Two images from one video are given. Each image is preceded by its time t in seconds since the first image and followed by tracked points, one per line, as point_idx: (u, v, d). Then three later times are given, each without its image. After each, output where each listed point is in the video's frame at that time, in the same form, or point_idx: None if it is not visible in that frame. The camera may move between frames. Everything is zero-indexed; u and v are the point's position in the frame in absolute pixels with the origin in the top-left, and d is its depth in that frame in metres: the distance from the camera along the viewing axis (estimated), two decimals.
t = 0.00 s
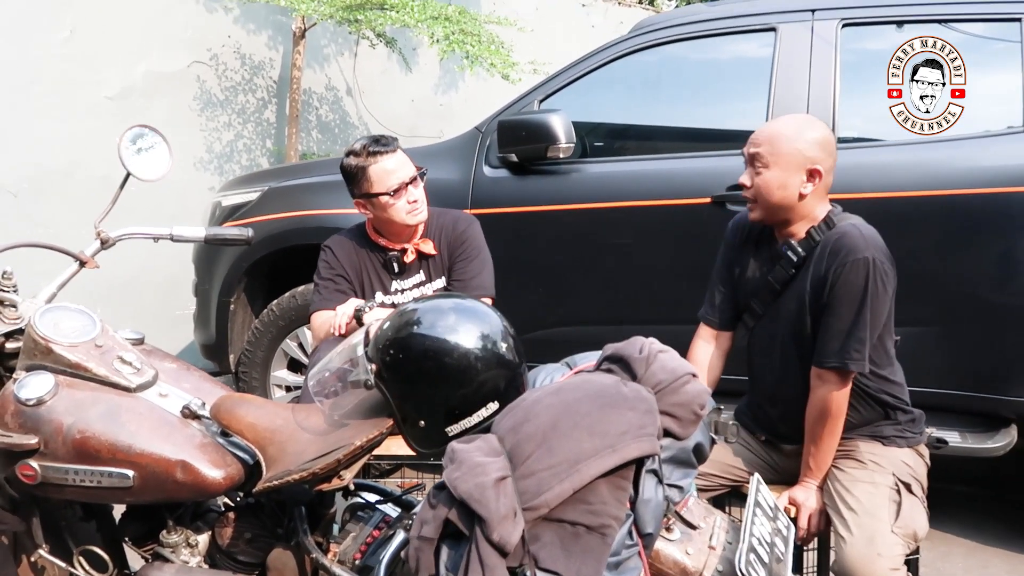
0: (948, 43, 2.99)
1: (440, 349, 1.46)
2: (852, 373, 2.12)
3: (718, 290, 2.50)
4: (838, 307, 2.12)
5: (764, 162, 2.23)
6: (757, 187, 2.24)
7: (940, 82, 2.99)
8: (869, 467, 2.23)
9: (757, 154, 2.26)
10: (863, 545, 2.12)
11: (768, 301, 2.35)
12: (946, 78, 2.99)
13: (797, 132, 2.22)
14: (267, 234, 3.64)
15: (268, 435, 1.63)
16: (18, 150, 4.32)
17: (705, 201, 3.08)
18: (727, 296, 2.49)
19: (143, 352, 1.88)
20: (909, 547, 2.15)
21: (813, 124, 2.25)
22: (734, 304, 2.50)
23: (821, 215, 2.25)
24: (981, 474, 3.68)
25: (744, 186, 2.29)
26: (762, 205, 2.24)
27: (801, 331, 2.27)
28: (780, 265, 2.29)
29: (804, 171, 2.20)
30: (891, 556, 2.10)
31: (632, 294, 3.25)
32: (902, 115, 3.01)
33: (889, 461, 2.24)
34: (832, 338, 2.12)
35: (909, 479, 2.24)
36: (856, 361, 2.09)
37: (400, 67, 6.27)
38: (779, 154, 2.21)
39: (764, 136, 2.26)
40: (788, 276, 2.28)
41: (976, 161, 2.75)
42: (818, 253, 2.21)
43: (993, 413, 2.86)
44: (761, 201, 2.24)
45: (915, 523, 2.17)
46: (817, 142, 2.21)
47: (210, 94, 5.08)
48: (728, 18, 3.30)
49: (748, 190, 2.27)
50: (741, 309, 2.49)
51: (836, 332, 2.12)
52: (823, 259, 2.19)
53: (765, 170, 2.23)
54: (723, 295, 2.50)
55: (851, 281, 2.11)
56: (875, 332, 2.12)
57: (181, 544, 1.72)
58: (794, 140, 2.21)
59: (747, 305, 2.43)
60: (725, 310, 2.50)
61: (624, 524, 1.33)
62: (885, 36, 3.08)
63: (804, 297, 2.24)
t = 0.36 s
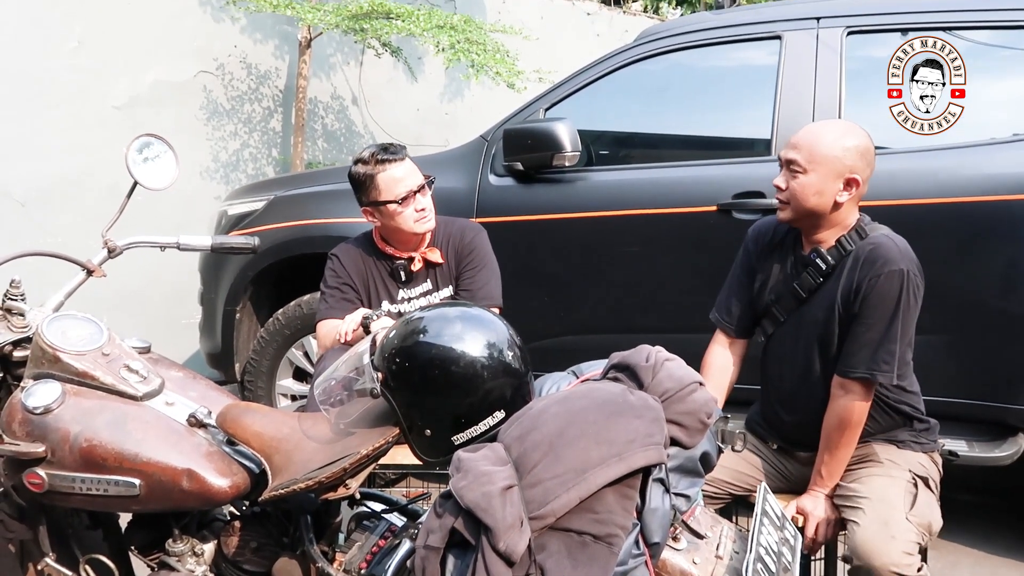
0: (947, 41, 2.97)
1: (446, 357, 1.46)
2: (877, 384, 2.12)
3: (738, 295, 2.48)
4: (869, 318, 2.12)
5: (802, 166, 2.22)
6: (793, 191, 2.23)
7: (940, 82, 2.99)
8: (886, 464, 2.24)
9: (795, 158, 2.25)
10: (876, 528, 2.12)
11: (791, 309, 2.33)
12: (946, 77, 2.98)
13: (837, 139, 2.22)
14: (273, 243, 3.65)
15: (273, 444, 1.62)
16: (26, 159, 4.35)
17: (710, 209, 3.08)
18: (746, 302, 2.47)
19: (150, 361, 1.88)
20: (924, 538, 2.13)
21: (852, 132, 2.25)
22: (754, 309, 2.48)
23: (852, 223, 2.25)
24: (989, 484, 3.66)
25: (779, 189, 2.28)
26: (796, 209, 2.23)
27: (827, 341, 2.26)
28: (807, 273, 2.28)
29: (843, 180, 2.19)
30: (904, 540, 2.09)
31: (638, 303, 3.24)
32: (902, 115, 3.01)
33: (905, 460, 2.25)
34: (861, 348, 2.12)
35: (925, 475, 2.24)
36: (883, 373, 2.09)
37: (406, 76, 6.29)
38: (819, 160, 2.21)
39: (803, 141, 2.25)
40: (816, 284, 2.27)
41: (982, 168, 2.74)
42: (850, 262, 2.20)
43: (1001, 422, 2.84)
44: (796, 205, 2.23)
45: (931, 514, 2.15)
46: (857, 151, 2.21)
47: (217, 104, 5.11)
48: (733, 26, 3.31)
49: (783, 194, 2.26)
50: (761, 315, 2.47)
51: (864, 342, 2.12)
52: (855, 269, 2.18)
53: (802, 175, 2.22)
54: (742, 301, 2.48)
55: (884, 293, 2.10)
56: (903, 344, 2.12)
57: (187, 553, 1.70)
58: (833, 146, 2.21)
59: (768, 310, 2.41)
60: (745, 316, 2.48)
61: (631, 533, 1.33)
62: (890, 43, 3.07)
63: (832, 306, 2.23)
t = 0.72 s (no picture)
0: (947, 41, 2.97)
1: (450, 368, 1.45)
2: (873, 396, 2.11)
3: (736, 311, 2.48)
4: (862, 329, 2.11)
5: (786, 184, 2.22)
6: (779, 209, 2.23)
7: (940, 83, 2.98)
8: (886, 486, 2.21)
9: (778, 176, 2.25)
10: (877, 561, 2.11)
11: (789, 323, 2.33)
12: (945, 78, 2.98)
13: (819, 153, 2.21)
14: (277, 254, 3.66)
15: (277, 455, 1.62)
16: (31, 171, 4.37)
17: (715, 221, 3.08)
18: (745, 318, 2.47)
19: (153, 372, 1.88)
20: (924, 567, 2.12)
21: (835, 144, 2.23)
22: (753, 324, 2.47)
23: (842, 235, 2.24)
24: (998, 497, 3.63)
25: (766, 206, 2.28)
26: (784, 227, 2.24)
27: (823, 354, 2.25)
28: (801, 287, 2.27)
29: (826, 194, 2.19)
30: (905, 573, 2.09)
31: (642, 314, 3.24)
32: (902, 115, 3.02)
33: (906, 481, 2.21)
34: (854, 361, 2.11)
35: (927, 500, 2.20)
36: (877, 384, 2.08)
37: (410, 88, 6.30)
38: (800, 176, 2.20)
39: (786, 157, 2.25)
40: (810, 298, 2.26)
41: (987, 179, 2.74)
42: (842, 274, 2.19)
43: (1008, 434, 2.83)
44: (783, 223, 2.23)
45: (933, 543, 2.14)
46: (839, 163, 2.20)
47: (221, 117, 5.13)
48: (736, 38, 3.32)
49: (770, 212, 2.27)
50: (760, 330, 2.46)
51: (857, 354, 2.11)
52: (846, 280, 2.17)
53: (787, 192, 2.22)
54: (741, 316, 2.48)
55: (874, 303, 2.09)
56: (897, 355, 2.10)
57: (190, 565, 1.70)
58: (815, 161, 2.20)
59: (767, 325, 2.41)
60: (744, 332, 2.48)
61: (637, 545, 1.31)
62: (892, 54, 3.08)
63: (826, 319, 2.22)
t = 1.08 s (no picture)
0: (947, 42, 2.97)
1: (452, 356, 1.45)
2: (867, 381, 2.10)
3: (729, 302, 2.48)
4: (852, 315, 2.10)
5: (770, 175, 2.22)
6: (765, 201, 2.22)
7: (940, 83, 2.98)
8: (886, 471, 2.21)
9: (763, 168, 2.24)
10: (877, 545, 2.09)
11: (781, 312, 2.33)
12: (945, 79, 2.97)
13: (802, 144, 2.20)
14: (280, 245, 3.66)
15: (280, 443, 1.62)
16: (33, 162, 4.37)
17: (717, 210, 3.07)
18: (738, 308, 2.47)
19: (156, 361, 1.88)
20: (926, 550, 2.11)
21: (819, 134, 2.23)
22: (747, 314, 2.47)
23: (830, 223, 2.23)
24: (1001, 485, 3.63)
25: (752, 198, 2.27)
26: (770, 218, 2.23)
27: (815, 341, 2.24)
28: (791, 275, 2.27)
29: (810, 183, 2.18)
30: (905, 556, 2.07)
31: (645, 303, 3.23)
32: (902, 116, 3.01)
33: (906, 467, 2.22)
34: (846, 346, 2.11)
35: (927, 484, 2.21)
36: (870, 368, 2.07)
37: (412, 78, 6.29)
38: (784, 167, 2.20)
39: (769, 149, 2.24)
40: (800, 286, 2.25)
41: (991, 167, 2.72)
42: (830, 261, 2.19)
43: (1012, 422, 2.82)
44: (769, 214, 2.22)
45: (934, 526, 2.13)
46: (822, 152, 2.19)
47: (223, 107, 5.13)
48: (740, 28, 3.30)
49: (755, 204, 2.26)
50: (754, 320, 2.46)
51: (849, 340, 2.11)
52: (835, 267, 2.17)
53: (772, 183, 2.21)
54: (734, 307, 2.48)
55: (864, 288, 2.09)
56: (889, 339, 2.10)
57: (194, 553, 1.71)
58: (798, 152, 2.19)
59: (760, 315, 2.41)
60: (737, 323, 2.48)
61: (639, 532, 1.32)
62: (896, 42, 3.07)
63: (817, 306, 2.22)
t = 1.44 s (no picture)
0: (947, 42, 2.96)
1: (467, 338, 1.46)
2: (882, 361, 2.08)
3: (746, 282, 2.47)
4: (866, 294, 2.08)
5: (796, 149, 2.20)
6: (790, 175, 2.20)
7: (940, 83, 2.95)
8: (901, 455, 2.20)
9: (788, 143, 2.22)
10: (897, 530, 2.08)
11: (797, 292, 2.31)
12: (945, 79, 2.96)
13: (827, 120, 2.20)
14: (295, 228, 3.67)
15: (295, 424, 1.63)
16: (50, 147, 4.40)
17: (733, 192, 3.05)
18: (754, 289, 2.46)
19: (173, 343, 1.90)
20: (945, 534, 2.10)
21: (841, 113, 2.23)
22: (762, 295, 2.46)
23: (849, 202, 2.22)
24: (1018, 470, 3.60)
25: (773, 175, 2.25)
26: (794, 194, 2.20)
27: (830, 321, 2.23)
28: (807, 254, 2.25)
29: (837, 158, 2.17)
30: (927, 541, 2.05)
31: (659, 286, 3.22)
32: (902, 116, 2.95)
33: (921, 450, 2.21)
34: (860, 326, 2.09)
35: (942, 467, 2.20)
36: (885, 348, 2.05)
37: (426, 61, 6.27)
38: (812, 141, 2.18)
39: (794, 125, 2.23)
40: (816, 265, 2.24)
41: (1012, 149, 2.68)
42: (846, 240, 2.17)
43: None
44: (794, 189, 2.20)
45: (951, 510, 2.12)
46: (847, 129, 2.19)
47: (238, 91, 5.13)
48: (756, 9, 3.26)
49: (779, 180, 2.23)
50: (769, 300, 2.45)
51: (864, 319, 2.09)
52: (850, 247, 2.15)
53: (798, 158, 2.19)
54: (750, 288, 2.47)
55: (879, 268, 2.07)
56: (904, 319, 2.08)
57: (211, 532, 1.75)
58: (825, 127, 2.19)
59: (775, 295, 2.40)
60: (753, 302, 2.47)
61: (653, 513, 1.32)
62: (915, 24, 3.03)
63: (832, 286, 2.20)
